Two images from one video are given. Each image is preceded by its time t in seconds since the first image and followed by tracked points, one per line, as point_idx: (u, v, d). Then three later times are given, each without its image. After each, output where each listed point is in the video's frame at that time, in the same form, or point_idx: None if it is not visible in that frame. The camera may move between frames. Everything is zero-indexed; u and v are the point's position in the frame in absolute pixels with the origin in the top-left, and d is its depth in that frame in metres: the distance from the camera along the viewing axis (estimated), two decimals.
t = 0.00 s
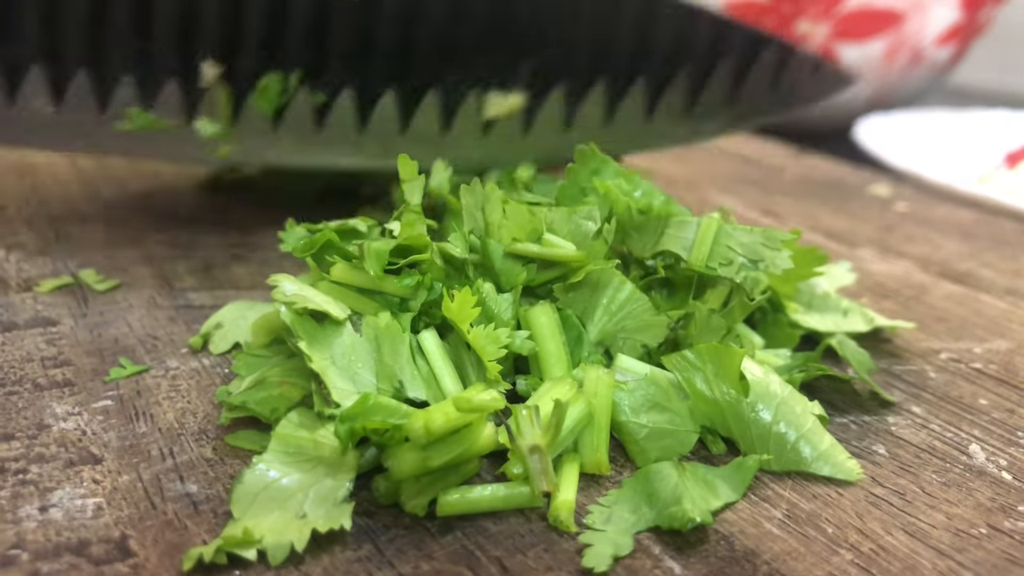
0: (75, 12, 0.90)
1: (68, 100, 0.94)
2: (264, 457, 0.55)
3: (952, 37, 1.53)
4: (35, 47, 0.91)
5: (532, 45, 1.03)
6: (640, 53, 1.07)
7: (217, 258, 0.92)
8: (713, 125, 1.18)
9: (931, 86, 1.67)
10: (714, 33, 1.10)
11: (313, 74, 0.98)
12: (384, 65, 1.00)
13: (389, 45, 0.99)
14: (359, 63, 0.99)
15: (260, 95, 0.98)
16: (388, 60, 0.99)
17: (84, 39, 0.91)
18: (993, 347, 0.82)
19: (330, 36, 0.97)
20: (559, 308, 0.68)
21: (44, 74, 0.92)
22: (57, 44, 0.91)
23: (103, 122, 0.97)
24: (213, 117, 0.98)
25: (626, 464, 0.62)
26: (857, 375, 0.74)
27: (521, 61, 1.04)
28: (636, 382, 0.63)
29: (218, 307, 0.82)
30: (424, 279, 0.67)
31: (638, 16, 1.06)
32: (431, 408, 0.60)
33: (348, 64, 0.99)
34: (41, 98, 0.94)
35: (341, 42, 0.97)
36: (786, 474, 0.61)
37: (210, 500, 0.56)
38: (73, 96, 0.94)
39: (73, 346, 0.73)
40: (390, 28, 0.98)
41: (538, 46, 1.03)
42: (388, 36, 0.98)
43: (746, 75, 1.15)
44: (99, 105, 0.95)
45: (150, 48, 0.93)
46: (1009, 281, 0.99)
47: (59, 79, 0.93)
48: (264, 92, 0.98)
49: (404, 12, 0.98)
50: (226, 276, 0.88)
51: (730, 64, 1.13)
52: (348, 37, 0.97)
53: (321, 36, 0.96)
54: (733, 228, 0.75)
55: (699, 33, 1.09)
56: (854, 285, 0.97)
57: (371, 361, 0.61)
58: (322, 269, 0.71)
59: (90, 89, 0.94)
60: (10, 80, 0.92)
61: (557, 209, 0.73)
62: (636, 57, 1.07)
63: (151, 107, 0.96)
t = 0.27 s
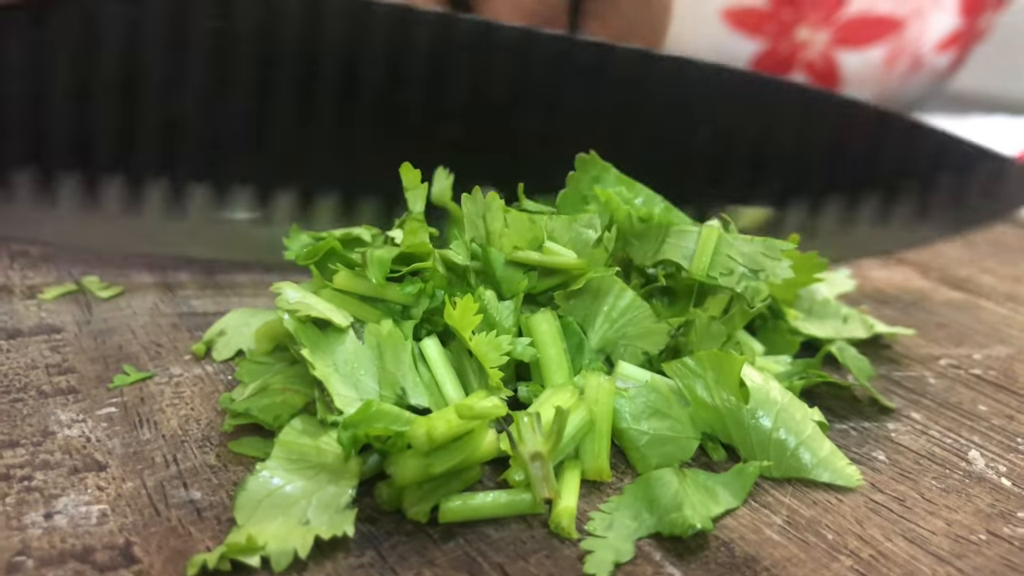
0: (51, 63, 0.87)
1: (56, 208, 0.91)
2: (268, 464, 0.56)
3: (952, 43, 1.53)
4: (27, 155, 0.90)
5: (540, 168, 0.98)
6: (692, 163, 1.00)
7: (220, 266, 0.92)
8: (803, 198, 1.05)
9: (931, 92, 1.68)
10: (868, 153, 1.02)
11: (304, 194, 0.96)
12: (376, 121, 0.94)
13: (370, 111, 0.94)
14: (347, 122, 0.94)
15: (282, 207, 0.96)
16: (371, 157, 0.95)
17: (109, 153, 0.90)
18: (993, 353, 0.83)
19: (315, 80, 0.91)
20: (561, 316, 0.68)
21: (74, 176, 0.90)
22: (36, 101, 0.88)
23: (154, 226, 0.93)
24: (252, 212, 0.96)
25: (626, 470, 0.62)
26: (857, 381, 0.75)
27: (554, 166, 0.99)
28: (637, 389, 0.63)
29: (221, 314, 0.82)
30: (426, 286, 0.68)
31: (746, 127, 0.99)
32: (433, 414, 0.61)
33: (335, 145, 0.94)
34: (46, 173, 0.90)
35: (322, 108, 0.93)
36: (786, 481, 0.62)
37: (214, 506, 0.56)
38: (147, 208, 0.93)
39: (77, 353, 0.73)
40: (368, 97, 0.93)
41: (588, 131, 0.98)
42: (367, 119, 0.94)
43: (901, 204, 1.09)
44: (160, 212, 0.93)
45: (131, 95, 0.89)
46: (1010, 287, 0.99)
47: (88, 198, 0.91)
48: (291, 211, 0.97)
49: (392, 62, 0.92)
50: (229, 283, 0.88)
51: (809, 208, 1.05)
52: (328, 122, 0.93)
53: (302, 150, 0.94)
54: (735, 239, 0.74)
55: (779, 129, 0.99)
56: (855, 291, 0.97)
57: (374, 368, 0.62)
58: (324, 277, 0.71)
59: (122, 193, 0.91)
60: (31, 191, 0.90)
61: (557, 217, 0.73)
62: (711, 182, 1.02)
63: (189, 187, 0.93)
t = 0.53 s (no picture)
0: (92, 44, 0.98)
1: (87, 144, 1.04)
2: (270, 470, 0.56)
3: (954, 47, 1.54)
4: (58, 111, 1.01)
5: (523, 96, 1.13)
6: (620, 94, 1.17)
7: (222, 271, 0.92)
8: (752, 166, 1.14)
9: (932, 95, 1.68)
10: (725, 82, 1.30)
11: (297, 116, 1.06)
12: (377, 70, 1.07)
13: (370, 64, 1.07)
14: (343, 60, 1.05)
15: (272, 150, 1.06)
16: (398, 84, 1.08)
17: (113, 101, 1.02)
18: (994, 357, 0.83)
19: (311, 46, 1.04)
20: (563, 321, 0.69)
21: (63, 109, 1.01)
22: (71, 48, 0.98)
23: (180, 152, 1.06)
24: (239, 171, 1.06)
25: (629, 475, 0.62)
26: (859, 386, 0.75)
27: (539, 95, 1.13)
28: (639, 394, 0.63)
29: (224, 319, 0.82)
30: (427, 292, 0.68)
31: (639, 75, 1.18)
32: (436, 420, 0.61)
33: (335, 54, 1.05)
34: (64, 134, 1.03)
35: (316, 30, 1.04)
36: (788, 485, 0.62)
37: (217, 511, 0.57)
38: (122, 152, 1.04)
39: (81, 358, 0.73)
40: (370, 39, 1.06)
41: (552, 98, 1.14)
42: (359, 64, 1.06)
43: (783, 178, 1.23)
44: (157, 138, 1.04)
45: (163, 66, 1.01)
46: (1010, 291, 0.99)
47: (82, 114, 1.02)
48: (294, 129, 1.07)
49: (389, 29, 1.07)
50: (231, 288, 0.89)
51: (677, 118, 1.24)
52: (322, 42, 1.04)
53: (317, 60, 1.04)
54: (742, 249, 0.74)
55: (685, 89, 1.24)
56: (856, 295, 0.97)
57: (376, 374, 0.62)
58: (326, 283, 0.71)
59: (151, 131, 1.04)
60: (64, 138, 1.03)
61: (558, 223, 0.73)
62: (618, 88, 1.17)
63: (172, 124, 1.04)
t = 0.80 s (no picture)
0: (50, 119, 0.84)
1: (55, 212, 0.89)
2: (274, 476, 0.56)
3: (955, 52, 1.53)
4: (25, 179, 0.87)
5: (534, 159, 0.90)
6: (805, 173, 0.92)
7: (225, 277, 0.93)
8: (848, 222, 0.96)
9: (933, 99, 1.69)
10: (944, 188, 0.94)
11: (302, 207, 0.91)
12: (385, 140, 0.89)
13: (331, 113, 0.87)
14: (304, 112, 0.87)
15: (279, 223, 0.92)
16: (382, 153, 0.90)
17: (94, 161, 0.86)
18: (995, 362, 0.83)
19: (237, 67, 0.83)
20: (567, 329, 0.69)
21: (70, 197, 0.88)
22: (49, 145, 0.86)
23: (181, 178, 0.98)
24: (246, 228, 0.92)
25: (631, 481, 0.62)
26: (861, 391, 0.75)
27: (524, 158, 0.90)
28: (641, 400, 0.64)
29: (227, 325, 0.83)
30: (429, 299, 0.68)
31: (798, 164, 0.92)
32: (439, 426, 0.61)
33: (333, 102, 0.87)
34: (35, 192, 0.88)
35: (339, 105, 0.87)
36: (790, 491, 0.62)
37: (221, 516, 0.57)
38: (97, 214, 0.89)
39: (85, 364, 0.74)
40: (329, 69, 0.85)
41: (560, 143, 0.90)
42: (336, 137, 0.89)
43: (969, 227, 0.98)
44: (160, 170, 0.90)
45: (130, 121, 0.85)
46: (1012, 295, 0.99)
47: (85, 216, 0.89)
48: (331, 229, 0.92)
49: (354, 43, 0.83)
50: (235, 293, 0.89)
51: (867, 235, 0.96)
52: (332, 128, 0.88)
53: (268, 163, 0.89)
54: (741, 287, 0.68)
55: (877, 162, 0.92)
56: (858, 300, 0.97)
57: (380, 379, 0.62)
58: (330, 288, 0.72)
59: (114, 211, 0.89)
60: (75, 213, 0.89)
61: (567, 232, 0.72)
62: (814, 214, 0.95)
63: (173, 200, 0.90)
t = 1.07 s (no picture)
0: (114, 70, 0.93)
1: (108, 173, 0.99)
2: (272, 482, 0.56)
3: (955, 55, 1.55)
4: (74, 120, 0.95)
5: (562, 137, 1.06)
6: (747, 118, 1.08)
7: (225, 281, 0.93)
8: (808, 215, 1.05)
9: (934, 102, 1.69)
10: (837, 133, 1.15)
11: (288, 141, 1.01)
12: (414, 121, 1.02)
13: (404, 116, 1.02)
14: (350, 77, 0.99)
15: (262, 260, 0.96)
16: (423, 130, 1.03)
17: (156, 126, 0.97)
18: (996, 365, 0.83)
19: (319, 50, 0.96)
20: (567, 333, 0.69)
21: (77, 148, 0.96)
22: (129, 93, 0.95)
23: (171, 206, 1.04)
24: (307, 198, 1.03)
25: (631, 487, 0.62)
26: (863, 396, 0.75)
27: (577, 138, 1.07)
28: (641, 406, 0.63)
29: (226, 330, 0.83)
30: (428, 305, 0.68)
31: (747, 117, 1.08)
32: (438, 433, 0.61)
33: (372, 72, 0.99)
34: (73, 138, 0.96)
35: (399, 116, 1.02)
36: (789, 496, 0.62)
37: (220, 523, 0.57)
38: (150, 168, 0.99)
39: (84, 369, 0.74)
40: (401, 50, 0.98)
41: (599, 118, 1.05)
42: (390, 124, 1.02)
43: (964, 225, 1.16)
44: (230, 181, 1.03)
45: (222, 138, 0.99)
46: (1012, 298, 0.99)
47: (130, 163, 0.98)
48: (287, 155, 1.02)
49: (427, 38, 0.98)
50: (234, 298, 0.89)
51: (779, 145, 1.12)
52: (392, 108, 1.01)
53: (315, 114, 1.00)
54: (733, 290, 0.68)
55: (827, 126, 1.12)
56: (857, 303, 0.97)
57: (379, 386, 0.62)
58: (329, 294, 0.72)
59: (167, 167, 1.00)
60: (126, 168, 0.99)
61: (567, 237, 0.71)
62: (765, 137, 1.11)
63: (223, 173, 1.02)
